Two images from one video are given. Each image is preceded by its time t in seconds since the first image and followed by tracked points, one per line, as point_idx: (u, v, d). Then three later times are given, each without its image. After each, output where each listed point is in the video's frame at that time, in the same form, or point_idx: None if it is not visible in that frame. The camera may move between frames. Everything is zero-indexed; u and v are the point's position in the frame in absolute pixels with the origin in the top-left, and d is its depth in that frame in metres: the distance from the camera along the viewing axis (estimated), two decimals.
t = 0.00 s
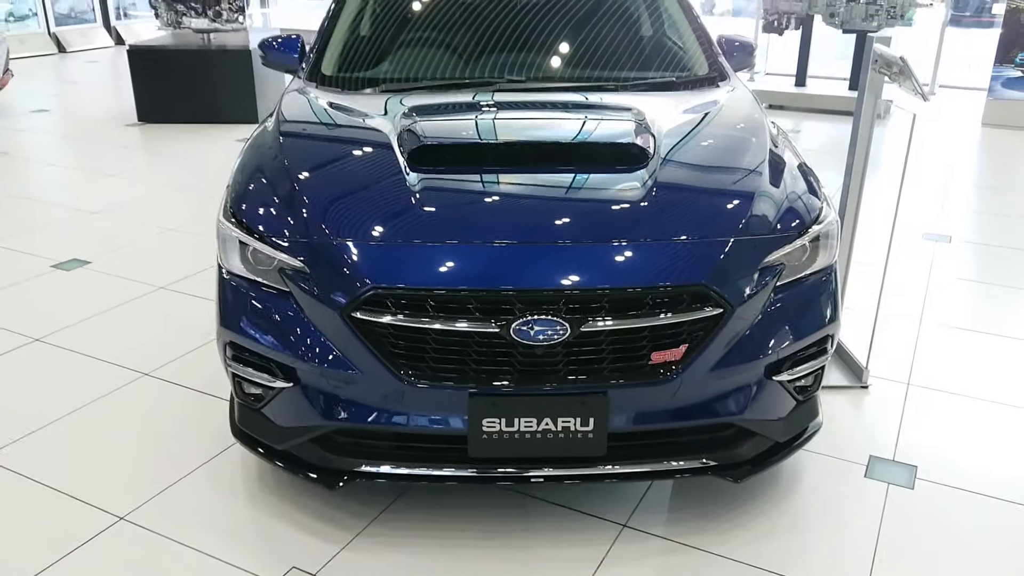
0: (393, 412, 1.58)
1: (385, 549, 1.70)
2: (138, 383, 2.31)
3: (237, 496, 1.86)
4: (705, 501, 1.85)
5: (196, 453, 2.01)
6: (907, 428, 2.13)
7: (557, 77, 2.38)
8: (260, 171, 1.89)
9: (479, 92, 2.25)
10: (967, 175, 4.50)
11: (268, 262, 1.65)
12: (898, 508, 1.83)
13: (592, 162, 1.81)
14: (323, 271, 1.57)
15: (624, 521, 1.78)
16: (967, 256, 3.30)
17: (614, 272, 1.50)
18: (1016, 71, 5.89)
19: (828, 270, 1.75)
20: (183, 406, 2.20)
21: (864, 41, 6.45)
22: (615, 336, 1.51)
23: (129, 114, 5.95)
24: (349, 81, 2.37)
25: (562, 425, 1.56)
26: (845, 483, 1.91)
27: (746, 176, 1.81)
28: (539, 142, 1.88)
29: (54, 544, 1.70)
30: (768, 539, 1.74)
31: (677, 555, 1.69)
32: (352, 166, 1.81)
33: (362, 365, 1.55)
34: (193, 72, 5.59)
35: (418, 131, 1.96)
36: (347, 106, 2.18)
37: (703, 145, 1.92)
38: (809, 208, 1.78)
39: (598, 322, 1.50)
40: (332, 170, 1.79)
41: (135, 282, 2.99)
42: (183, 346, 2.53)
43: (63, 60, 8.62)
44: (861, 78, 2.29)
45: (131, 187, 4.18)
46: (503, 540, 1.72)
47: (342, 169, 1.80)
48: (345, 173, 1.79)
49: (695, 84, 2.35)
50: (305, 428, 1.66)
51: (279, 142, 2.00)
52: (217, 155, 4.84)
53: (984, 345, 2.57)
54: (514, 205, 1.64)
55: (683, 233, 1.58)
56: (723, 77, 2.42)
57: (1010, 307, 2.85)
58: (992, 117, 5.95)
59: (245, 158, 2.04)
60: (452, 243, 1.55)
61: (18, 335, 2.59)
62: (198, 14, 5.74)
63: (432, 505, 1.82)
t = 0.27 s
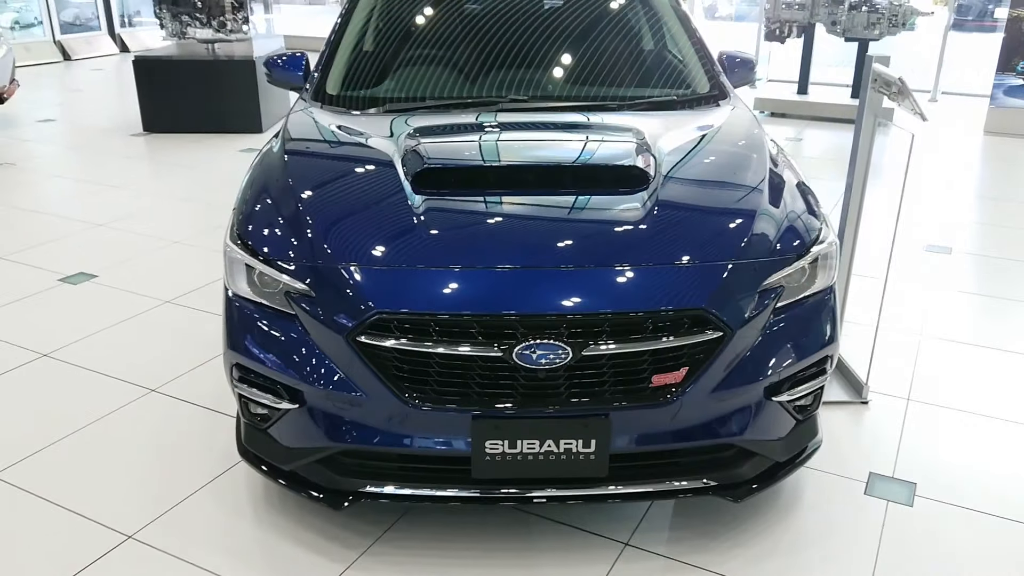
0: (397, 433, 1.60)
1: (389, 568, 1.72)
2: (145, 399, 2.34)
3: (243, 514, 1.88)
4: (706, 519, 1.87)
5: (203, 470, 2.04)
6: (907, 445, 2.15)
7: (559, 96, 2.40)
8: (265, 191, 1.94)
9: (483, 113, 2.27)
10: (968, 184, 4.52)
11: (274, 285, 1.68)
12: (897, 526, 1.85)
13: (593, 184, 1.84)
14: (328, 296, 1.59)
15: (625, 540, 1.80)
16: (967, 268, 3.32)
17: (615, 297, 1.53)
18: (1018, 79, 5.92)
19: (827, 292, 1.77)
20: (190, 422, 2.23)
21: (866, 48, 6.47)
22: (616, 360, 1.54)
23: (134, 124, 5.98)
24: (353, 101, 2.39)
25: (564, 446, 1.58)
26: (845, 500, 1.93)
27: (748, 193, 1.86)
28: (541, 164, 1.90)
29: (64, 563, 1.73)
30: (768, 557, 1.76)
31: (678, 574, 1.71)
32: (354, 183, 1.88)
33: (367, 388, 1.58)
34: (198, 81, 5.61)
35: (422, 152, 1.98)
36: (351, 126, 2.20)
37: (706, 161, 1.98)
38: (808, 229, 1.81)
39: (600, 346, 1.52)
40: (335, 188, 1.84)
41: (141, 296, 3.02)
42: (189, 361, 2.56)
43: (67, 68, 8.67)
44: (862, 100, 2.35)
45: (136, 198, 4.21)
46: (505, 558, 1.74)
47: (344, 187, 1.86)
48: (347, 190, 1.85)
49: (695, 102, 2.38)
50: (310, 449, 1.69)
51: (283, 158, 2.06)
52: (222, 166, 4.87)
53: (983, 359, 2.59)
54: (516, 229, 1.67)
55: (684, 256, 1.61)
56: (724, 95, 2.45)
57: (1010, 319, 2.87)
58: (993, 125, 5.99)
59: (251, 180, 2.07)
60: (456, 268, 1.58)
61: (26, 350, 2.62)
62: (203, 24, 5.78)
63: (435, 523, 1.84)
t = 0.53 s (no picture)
0: (400, 449, 1.62)
1: None
2: (150, 410, 2.36)
3: (249, 526, 1.90)
4: (706, 531, 1.89)
5: (209, 482, 2.06)
6: (905, 456, 2.17)
7: (561, 109, 2.42)
8: (269, 206, 1.97)
9: (484, 127, 2.29)
10: (968, 190, 4.54)
11: (279, 302, 1.70)
12: (895, 538, 1.87)
13: (595, 201, 1.86)
14: (333, 313, 1.61)
15: (626, 552, 1.82)
16: (966, 275, 3.34)
17: (615, 315, 1.55)
18: (1017, 83, 5.95)
19: (825, 306, 1.79)
20: (196, 433, 2.25)
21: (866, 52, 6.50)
22: (617, 376, 1.56)
23: (137, 129, 6.01)
24: (357, 114, 2.40)
25: (566, 461, 1.60)
26: (844, 512, 1.95)
27: (750, 204, 1.90)
28: (543, 180, 1.92)
29: None
30: (768, 569, 1.78)
31: None
32: (355, 195, 1.92)
33: (371, 404, 1.60)
34: (200, 86, 5.66)
35: (424, 166, 2.01)
36: (354, 141, 2.22)
37: (707, 172, 2.03)
38: (807, 243, 1.84)
39: (601, 363, 1.54)
40: (337, 203, 1.88)
41: (146, 305, 3.04)
42: (194, 371, 2.58)
43: (71, 72, 8.71)
44: (860, 113, 2.36)
45: (140, 205, 4.23)
46: (508, 571, 1.76)
47: (345, 199, 1.91)
48: (348, 201, 1.89)
49: (696, 114, 2.40)
50: (315, 463, 1.71)
51: (287, 170, 2.10)
52: (225, 172, 4.89)
53: (981, 368, 2.61)
54: (518, 246, 1.69)
55: (684, 272, 1.64)
56: (724, 107, 2.47)
57: (1008, 328, 2.89)
58: (993, 129, 6.01)
59: (255, 195, 2.10)
60: (458, 286, 1.60)
61: (32, 361, 2.64)
62: (205, 30, 5.79)
63: (439, 535, 1.86)
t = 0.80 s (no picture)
0: (404, 467, 1.64)
1: None
2: (157, 423, 2.39)
3: (255, 541, 1.93)
4: (707, 546, 1.91)
5: (215, 496, 2.08)
6: (904, 469, 2.19)
7: (563, 125, 2.44)
8: (273, 223, 2.00)
9: (486, 144, 2.31)
10: (966, 197, 4.56)
11: (285, 322, 1.73)
12: (894, 552, 1.89)
13: (596, 220, 1.88)
14: (338, 334, 1.64)
15: (627, 567, 1.84)
16: (964, 285, 3.36)
17: (616, 336, 1.57)
18: (1017, 90, 5.98)
19: (824, 324, 1.82)
20: (201, 447, 2.28)
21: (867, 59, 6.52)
22: (618, 396, 1.58)
23: (140, 136, 6.04)
24: (362, 131, 2.42)
25: (567, 479, 1.62)
26: (843, 526, 1.97)
27: (750, 219, 1.94)
28: (545, 199, 1.94)
29: None
30: None
31: None
32: (358, 211, 1.96)
33: (375, 423, 1.62)
34: (204, 94, 5.69)
35: (427, 184, 2.03)
36: (358, 158, 2.25)
37: (709, 186, 2.07)
38: (806, 260, 1.86)
39: (601, 383, 1.57)
40: (341, 221, 1.91)
41: (151, 316, 3.07)
42: (199, 384, 2.60)
43: (73, 77, 8.75)
44: (859, 131, 2.39)
45: (144, 214, 4.26)
46: None
47: (348, 214, 1.95)
48: (349, 216, 1.94)
49: (697, 129, 2.42)
50: (320, 480, 1.73)
51: (291, 186, 2.13)
52: (228, 179, 4.92)
53: (980, 380, 2.63)
54: (520, 267, 1.72)
55: (683, 293, 1.66)
56: (724, 123, 2.49)
57: (1006, 339, 2.91)
58: (992, 135, 6.04)
59: (260, 212, 2.12)
60: (461, 307, 1.62)
61: (39, 373, 2.67)
62: (209, 38, 5.85)
63: (442, 550, 1.89)
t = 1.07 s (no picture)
0: (404, 478, 1.66)
1: None
2: (159, 431, 2.41)
3: (257, 549, 1.94)
4: (705, 554, 1.93)
5: (217, 504, 2.10)
6: (901, 476, 2.21)
7: (563, 133, 2.45)
8: (274, 232, 2.01)
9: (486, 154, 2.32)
10: (964, 199, 4.59)
11: (286, 333, 1.74)
12: (890, 560, 1.91)
13: (595, 231, 1.90)
14: (339, 346, 1.65)
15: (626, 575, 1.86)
16: (961, 289, 3.39)
17: (615, 348, 1.59)
18: (1016, 91, 6.01)
19: (822, 334, 1.83)
20: (203, 455, 2.29)
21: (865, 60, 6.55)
22: (616, 408, 1.60)
23: (139, 137, 6.04)
24: (363, 141, 2.43)
25: (567, 490, 1.64)
26: (840, 534, 1.99)
27: (749, 227, 1.97)
28: (544, 210, 1.96)
29: None
30: None
31: None
32: (358, 220, 1.98)
33: (376, 435, 1.64)
34: (204, 96, 5.71)
35: (428, 194, 2.04)
36: (358, 167, 2.26)
37: (708, 194, 2.10)
38: (803, 269, 1.88)
39: (600, 396, 1.58)
40: (342, 231, 1.92)
41: (153, 322, 3.08)
42: (201, 390, 2.62)
43: (72, 77, 8.76)
44: (854, 141, 2.36)
45: (145, 218, 4.27)
46: None
47: (348, 223, 1.97)
48: (349, 225, 1.95)
49: (695, 137, 2.44)
50: (322, 491, 1.75)
51: (292, 195, 2.15)
52: (228, 182, 4.94)
53: (976, 385, 2.66)
54: (519, 278, 1.73)
55: (682, 305, 1.68)
56: (722, 131, 2.51)
57: (1002, 343, 2.94)
58: (992, 136, 6.09)
59: (262, 221, 2.14)
60: (461, 319, 1.64)
61: (42, 380, 2.68)
62: (209, 40, 5.86)
63: (443, 558, 1.91)
